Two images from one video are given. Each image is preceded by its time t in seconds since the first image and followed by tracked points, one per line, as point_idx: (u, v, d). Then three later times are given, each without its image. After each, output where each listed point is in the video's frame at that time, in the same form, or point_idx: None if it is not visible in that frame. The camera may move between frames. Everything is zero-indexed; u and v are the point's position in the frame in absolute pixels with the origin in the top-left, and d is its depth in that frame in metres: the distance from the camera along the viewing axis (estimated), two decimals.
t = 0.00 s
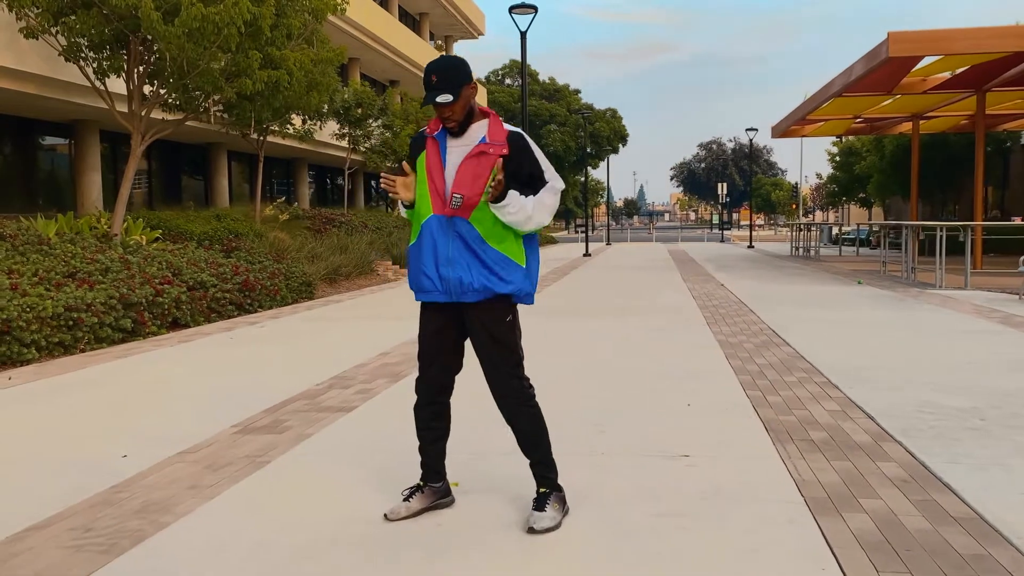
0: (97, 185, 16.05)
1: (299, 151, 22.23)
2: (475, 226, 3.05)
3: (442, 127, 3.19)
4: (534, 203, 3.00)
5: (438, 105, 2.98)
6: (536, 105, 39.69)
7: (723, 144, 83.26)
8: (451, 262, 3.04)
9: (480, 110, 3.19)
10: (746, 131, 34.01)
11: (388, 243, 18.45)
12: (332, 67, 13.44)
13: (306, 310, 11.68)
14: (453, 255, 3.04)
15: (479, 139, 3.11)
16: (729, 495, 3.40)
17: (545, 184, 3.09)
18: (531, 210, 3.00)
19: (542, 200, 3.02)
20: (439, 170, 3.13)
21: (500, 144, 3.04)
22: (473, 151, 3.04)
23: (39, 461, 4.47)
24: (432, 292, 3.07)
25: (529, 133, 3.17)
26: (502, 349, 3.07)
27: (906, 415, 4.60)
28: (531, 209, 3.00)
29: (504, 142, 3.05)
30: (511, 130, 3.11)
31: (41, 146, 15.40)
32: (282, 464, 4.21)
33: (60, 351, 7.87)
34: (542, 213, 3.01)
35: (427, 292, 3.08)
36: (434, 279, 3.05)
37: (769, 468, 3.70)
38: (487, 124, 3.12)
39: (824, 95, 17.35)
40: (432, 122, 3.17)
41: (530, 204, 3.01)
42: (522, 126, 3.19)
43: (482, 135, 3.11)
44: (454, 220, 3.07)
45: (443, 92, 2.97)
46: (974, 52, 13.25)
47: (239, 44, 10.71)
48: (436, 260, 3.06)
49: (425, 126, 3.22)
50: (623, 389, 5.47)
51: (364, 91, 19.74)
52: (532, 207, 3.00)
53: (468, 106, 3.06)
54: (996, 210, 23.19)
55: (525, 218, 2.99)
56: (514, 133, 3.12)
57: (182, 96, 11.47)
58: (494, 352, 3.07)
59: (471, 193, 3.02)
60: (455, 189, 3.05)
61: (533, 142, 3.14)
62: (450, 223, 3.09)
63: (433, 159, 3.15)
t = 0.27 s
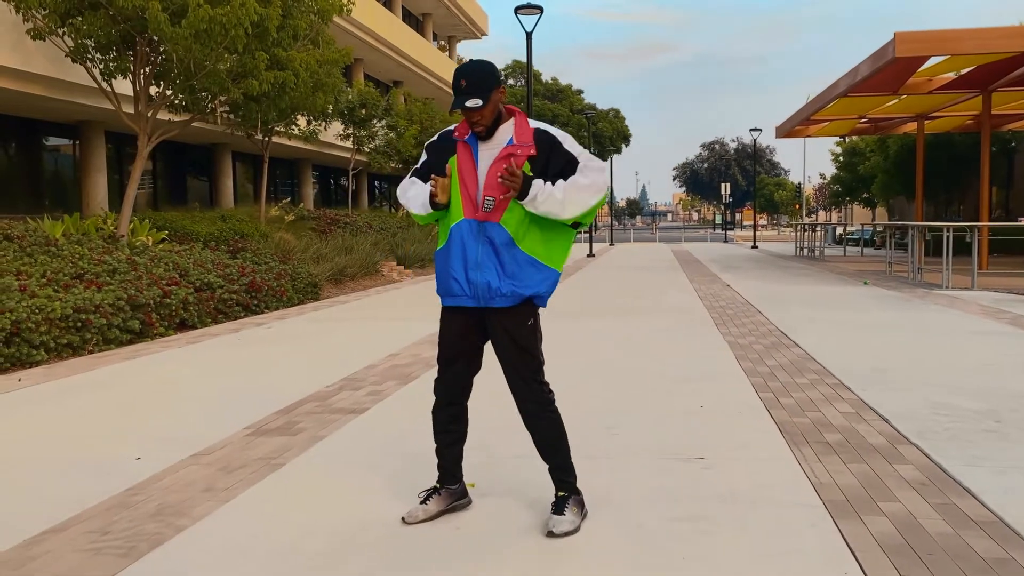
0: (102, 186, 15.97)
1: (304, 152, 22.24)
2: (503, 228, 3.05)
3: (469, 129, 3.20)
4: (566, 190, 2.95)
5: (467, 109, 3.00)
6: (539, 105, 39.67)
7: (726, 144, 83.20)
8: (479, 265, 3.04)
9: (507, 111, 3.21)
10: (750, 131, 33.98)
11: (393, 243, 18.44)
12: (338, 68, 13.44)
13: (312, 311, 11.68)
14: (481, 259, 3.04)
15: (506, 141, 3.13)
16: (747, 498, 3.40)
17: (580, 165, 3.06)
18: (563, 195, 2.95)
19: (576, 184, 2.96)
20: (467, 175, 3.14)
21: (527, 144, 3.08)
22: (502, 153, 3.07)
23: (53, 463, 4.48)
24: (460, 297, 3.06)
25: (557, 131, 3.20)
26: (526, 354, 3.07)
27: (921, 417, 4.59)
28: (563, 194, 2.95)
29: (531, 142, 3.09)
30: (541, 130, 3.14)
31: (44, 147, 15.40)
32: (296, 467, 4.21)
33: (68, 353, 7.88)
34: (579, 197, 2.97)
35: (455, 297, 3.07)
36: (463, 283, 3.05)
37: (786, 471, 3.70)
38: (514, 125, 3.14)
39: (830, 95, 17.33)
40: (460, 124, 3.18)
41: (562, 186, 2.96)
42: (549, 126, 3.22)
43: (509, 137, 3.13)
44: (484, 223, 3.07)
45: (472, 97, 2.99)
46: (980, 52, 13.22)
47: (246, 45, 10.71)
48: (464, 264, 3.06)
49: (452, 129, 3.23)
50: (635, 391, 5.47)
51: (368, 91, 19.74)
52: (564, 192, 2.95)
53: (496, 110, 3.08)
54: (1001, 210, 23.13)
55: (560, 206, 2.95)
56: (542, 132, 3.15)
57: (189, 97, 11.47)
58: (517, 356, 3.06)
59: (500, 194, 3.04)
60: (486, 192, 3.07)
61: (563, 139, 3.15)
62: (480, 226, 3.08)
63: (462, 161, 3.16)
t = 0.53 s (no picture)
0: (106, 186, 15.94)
1: (306, 152, 22.22)
2: (534, 230, 3.07)
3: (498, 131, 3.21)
4: (582, 188, 2.94)
5: (495, 110, 3.01)
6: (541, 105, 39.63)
7: (728, 143, 83.14)
8: (511, 268, 3.04)
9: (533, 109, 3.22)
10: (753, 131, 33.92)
11: (396, 243, 18.42)
12: (342, 68, 13.44)
13: (317, 311, 11.67)
14: (512, 262, 3.05)
15: (533, 141, 3.15)
16: (761, 499, 3.39)
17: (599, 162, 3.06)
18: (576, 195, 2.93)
19: (591, 183, 2.95)
20: (495, 177, 3.15)
21: (554, 143, 3.09)
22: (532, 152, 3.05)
23: (63, 463, 4.47)
24: (489, 300, 3.07)
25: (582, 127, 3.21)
26: (549, 355, 3.07)
27: (932, 417, 4.58)
28: (574, 195, 2.93)
29: (558, 141, 3.10)
30: (568, 128, 3.16)
31: (47, 146, 15.39)
32: (307, 467, 4.21)
33: (75, 353, 7.88)
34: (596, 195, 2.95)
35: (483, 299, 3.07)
36: (493, 287, 3.05)
37: (798, 472, 3.69)
38: (541, 125, 3.15)
39: (833, 94, 17.30)
40: (489, 127, 3.18)
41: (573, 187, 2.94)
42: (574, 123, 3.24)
43: (536, 137, 3.15)
44: (516, 225, 3.09)
45: (500, 98, 3.00)
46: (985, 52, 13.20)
47: (251, 45, 10.70)
48: (495, 268, 3.07)
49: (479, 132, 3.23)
50: (644, 392, 5.46)
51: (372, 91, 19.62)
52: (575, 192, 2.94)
53: (524, 110, 3.09)
54: (1005, 209, 23.10)
55: (577, 205, 2.93)
56: (568, 130, 3.16)
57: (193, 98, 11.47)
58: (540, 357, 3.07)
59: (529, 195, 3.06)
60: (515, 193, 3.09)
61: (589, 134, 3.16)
62: (511, 229, 3.10)
63: (492, 164, 3.17)
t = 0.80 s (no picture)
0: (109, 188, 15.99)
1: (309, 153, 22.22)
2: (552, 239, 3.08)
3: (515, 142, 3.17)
4: (586, 220, 2.90)
5: (513, 120, 2.98)
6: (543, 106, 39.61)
7: (730, 144, 83.09)
8: (528, 277, 3.03)
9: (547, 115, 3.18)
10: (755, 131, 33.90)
11: (398, 244, 18.42)
12: (345, 69, 13.44)
13: (320, 312, 11.67)
14: (529, 271, 3.03)
15: (548, 150, 3.13)
16: (770, 502, 3.38)
17: (600, 169, 3.05)
18: (582, 231, 2.88)
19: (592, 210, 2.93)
20: (513, 188, 3.13)
21: (568, 152, 3.08)
22: (545, 166, 3.09)
23: (70, 465, 4.47)
24: (506, 309, 3.05)
25: (594, 132, 3.19)
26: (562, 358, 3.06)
27: (939, 419, 4.56)
28: (581, 232, 2.88)
29: (572, 149, 3.09)
30: (581, 134, 3.13)
31: (50, 148, 15.41)
32: (314, 470, 4.20)
33: (79, 355, 7.88)
34: (600, 225, 2.94)
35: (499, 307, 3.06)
36: (509, 294, 3.04)
37: (807, 474, 3.67)
38: (555, 132, 3.13)
39: (837, 94, 17.27)
40: (506, 139, 3.15)
41: (576, 224, 2.88)
42: (586, 126, 3.21)
43: (550, 145, 3.13)
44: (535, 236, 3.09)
45: (517, 108, 2.96)
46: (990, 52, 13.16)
47: (254, 46, 10.70)
48: (511, 275, 3.05)
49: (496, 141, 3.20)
50: (650, 393, 5.45)
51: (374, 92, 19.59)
52: (581, 228, 2.88)
53: (540, 120, 3.06)
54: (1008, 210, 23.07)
55: (589, 236, 2.91)
56: (581, 136, 3.14)
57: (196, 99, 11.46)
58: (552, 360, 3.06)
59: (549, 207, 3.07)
60: (535, 206, 3.09)
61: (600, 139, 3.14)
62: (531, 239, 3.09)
63: (512, 174, 3.15)
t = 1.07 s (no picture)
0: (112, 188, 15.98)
1: (312, 153, 22.23)
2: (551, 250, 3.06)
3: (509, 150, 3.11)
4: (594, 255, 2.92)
5: (509, 129, 2.95)
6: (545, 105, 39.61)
7: (732, 144, 83.04)
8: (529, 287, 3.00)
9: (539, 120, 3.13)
10: (758, 131, 33.96)
11: (401, 244, 18.41)
12: (347, 68, 13.43)
13: (323, 312, 11.66)
14: (531, 282, 3.01)
15: (542, 162, 3.09)
16: (776, 502, 3.36)
17: (589, 179, 3.03)
18: (593, 264, 2.93)
19: (595, 240, 2.95)
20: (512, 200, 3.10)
21: (561, 163, 3.06)
22: (540, 178, 3.07)
23: (73, 465, 4.47)
24: (504, 313, 3.02)
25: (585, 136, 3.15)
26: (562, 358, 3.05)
27: (945, 418, 4.55)
28: (594, 266, 2.93)
29: (563, 160, 3.06)
30: (572, 140, 3.09)
31: (53, 148, 15.41)
32: (317, 470, 4.19)
33: (82, 355, 7.88)
34: (604, 242, 2.97)
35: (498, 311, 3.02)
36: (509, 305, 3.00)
37: (814, 474, 3.66)
38: (548, 141, 3.09)
39: (840, 94, 17.23)
40: (501, 148, 3.09)
41: (586, 258, 2.91)
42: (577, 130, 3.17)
43: (544, 156, 3.09)
44: (534, 247, 3.06)
45: (514, 116, 2.94)
46: (994, 51, 13.12)
47: (257, 46, 10.69)
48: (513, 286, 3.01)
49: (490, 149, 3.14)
50: (654, 393, 5.43)
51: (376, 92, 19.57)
52: (594, 261, 2.93)
53: (536, 130, 3.02)
54: (1012, 209, 23.02)
55: (599, 267, 2.94)
56: (573, 143, 3.10)
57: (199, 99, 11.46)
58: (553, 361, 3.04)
59: (548, 220, 3.05)
60: (533, 217, 3.06)
61: (591, 145, 3.10)
62: (530, 249, 3.06)
63: (509, 184, 3.12)
